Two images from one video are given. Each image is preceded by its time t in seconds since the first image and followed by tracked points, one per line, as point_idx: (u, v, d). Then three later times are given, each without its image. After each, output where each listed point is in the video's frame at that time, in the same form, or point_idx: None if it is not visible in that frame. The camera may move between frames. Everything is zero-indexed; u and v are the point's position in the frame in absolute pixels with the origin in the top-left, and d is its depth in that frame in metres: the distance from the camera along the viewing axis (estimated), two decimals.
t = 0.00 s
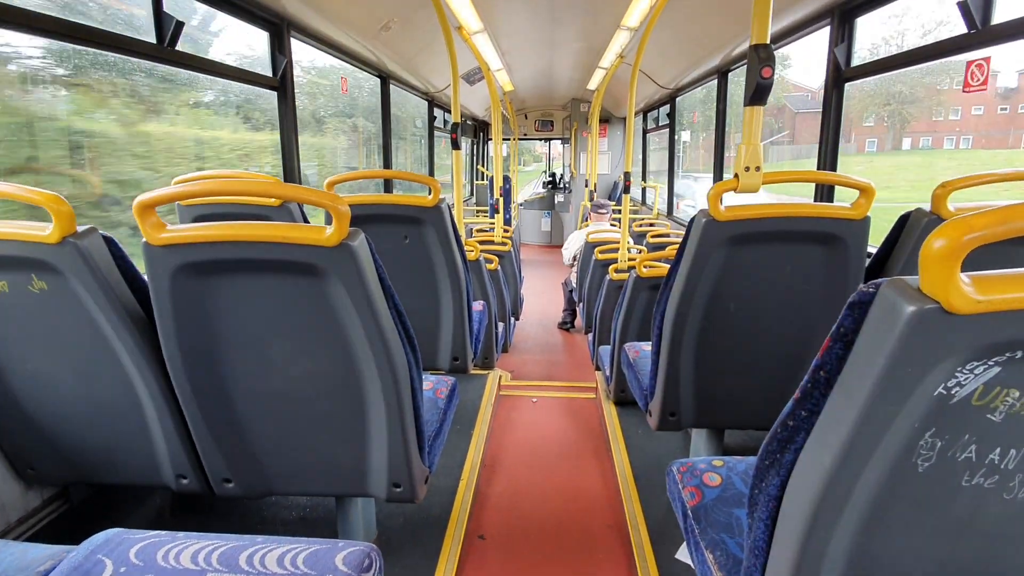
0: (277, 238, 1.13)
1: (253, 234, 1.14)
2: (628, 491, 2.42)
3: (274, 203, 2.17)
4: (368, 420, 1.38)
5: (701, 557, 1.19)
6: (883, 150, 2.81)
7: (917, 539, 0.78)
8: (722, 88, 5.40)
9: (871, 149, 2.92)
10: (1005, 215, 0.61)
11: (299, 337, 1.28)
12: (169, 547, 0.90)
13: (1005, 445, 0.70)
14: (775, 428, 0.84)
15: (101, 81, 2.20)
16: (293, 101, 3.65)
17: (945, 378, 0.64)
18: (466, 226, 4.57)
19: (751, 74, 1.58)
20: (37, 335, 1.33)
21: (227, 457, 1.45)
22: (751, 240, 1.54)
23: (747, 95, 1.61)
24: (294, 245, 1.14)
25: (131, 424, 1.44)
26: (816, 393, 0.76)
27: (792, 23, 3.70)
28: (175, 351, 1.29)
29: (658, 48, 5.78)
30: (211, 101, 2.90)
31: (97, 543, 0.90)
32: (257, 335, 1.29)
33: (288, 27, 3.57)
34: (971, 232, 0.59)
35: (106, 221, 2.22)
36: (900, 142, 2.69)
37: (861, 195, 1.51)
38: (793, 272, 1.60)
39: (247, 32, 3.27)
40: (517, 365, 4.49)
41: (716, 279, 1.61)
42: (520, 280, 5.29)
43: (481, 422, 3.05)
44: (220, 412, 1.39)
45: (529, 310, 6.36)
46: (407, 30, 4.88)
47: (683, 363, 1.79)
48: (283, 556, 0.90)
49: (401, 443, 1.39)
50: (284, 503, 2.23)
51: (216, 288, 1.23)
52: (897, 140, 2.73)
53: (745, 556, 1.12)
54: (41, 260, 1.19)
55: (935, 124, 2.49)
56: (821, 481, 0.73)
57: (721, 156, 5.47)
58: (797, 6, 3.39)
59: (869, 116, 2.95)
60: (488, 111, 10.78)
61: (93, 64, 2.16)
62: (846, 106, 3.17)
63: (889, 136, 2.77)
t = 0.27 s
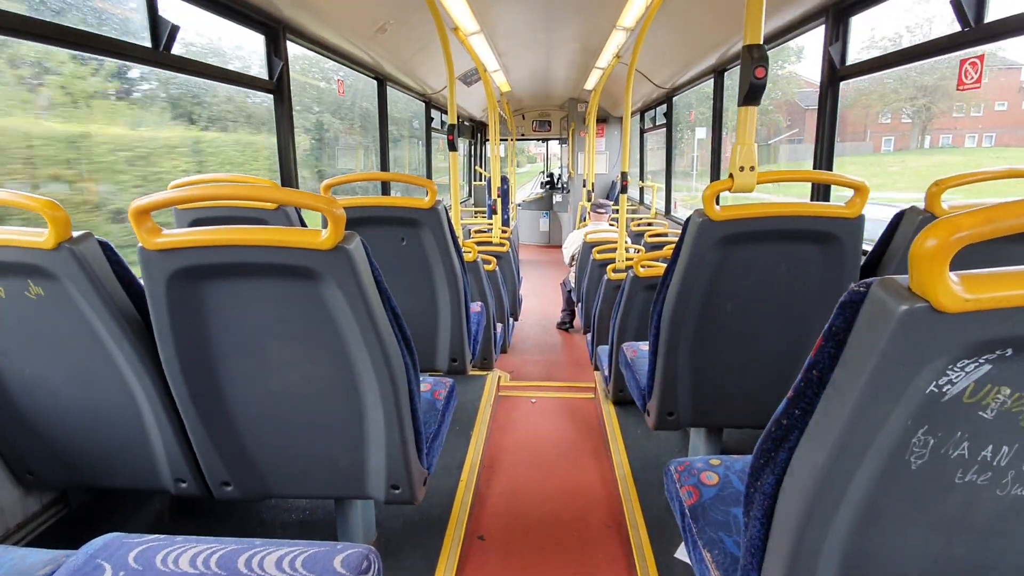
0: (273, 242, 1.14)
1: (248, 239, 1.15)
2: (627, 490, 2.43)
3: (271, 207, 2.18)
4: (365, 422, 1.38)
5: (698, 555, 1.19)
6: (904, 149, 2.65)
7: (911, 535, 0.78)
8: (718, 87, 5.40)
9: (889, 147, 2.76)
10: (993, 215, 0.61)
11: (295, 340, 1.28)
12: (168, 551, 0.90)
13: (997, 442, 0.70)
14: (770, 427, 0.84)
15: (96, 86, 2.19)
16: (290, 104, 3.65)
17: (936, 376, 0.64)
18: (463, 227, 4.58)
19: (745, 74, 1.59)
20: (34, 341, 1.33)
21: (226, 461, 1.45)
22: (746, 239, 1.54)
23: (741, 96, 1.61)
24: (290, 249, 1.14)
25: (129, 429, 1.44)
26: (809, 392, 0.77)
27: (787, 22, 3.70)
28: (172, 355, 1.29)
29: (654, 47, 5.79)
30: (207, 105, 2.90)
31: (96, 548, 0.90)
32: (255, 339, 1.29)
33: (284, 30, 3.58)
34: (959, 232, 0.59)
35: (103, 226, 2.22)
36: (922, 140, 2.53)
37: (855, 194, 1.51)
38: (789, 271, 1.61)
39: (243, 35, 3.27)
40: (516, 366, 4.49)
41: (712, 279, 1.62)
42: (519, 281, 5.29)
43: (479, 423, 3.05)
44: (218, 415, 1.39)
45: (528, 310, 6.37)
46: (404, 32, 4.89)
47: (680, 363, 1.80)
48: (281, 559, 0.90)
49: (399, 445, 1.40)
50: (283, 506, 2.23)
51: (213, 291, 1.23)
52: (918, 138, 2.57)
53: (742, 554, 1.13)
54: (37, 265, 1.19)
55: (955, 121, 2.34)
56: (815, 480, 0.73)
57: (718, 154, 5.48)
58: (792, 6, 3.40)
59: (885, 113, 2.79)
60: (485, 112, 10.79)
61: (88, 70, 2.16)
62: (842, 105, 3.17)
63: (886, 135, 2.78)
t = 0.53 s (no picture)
0: (275, 242, 1.14)
1: (249, 239, 1.15)
2: (629, 489, 2.43)
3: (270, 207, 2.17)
4: (367, 422, 1.38)
5: (702, 553, 1.19)
6: (930, 147, 2.50)
7: (914, 531, 0.78)
8: (717, 86, 5.40)
9: (911, 146, 2.61)
10: (996, 210, 0.61)
11: (297, 341, 1.28)
12: (172, 552, 0.90)
13: (1001, 438, 0.70)
14: (773, 423, 0.84)
15: (93, 87, 2.19)
16: (289, 105, 3.65)
17: (939, 372, 0.65)
18: (463, 226, 4.58)
19: (745, 72, 1.58)
20: (35, 343, 1.33)
21: (228, 462, 1.45)
22: (747, 237, 1.54)
23: (741, 93, 1.61)
24: (291, 249, 1.14)
25: (131, 431, 1.44)
26: (813, 389, 0.77)
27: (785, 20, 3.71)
28: (174, 356, 1.29)
29: (652, 46, 5.79)
30: (206, 106, 2.90)
31: (99, 549, 0.90)
32: (256, 339, 1.29)
33: (283, 31, 3.57)
34: (963, 227, 0.59)
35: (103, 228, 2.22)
36: (948, 138, 2.39)
37: (856, 191, 1.51)
38: (790, 269, 1.61)
39: (241, 36, 3.27)
40: (517, 366, 4.49)
41: (713, 277, 1.62)
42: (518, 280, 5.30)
43: (480, 423, 3.05)
44: (220, 417, 1.39)
45: (528, 310, 6.37)
46: (402, 32, 4.88)
47: (681, 361, 1.80)
48: (285, 560, 0.90)
49: (402, 445, 1.40)
50: (285, 507, 2.23)
51: (214, 292, 1.23)
52: (945, 135, 2.42)
53: (745, 551, 1.13)
54: (37, 267, 1.19)
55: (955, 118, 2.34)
56: (819, 477, 0.73)
57: (716, 153, 5.48)
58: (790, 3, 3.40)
59: (906, 109, 2.64)
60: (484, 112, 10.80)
61: (87, 71, 2.15)
62: (841, 102, 3.17)
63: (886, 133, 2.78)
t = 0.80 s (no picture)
0: (272, 244, 1.13)
1: (246, 242, 1.14)
2: (629, 490, 2.43)
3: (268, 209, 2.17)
4: (366, 424, 1.38)
5: (702, 554, 1.19)
6: (953, 146, 2.33)
7: (915, 531, 0.78)
8: (714, 86, 5.41)
9: (934, 145, 2.44)
10: (995, 210, 0.61)
11: (295, 343, 1.28)
12: (169, 555, 0.89)
13: (1001, 437, 0.70)
14: (772, 424, 0.84)
15: (90, 89, 2.18)
16: (286, 107, 3.65)
17: (939, 372, 0.64)
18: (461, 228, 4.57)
19: (743, 72, 1.58)
20: (32, 346, 1.32)
21: (226, 464, 1.45)
22: (745, 238, 1.54)
23: (738, 94, 1.61)
24: (289, 251, 1.14)
25: (128, 434, 1.44)
26: (812, 389, 0.77)
27: (783, 21, 3.71)
28: (171, 359, 1.29)
29: (650, 47, 5.79)
30: (204, 108, 2.89)
31: (96, 553, 0.89)
32: (254, 342, 1.28)
33: (280, 32, 3.57)
34: (962, 226, 0.59)
35: (99, 231, 2.21)
36: (975, 137, 2.22)
37: (854, 191, 1.51)
38: (788, 269, 1.61)
39: (239, 37, 3.26)
40: (515, 367, 4.48)
41: (712, 277, 1.62)
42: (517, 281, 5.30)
43: (479, 424, 3.04)
44: (217, 419, 1.38)
45: (526, 311, 6.37)
46: (399, 33, 4.88)
47: (680, 362, 1.80)
48: (283, 563, 0.90)
49: (401, 447, 1.39)
50: (284, 510, 2.22)
51: (212, 295, 1.23)
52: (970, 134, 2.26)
53: (745, 551, 1.13)
54: (33, 270, 1.19)
55: (951, 118, 2.34)
56: (819, 477, 0.73)
57: (714, 154, 5.48)
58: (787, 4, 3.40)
59: (931, 104, 2.45)
60: (481, 113, 10.80)
61: (84, 73, 2.15)
62: (838, 102, 3.18)
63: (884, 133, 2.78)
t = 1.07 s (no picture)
0: (266, 244, 1.13)
1: (241, 241, 1.14)
2: (625, 491, 2.42)
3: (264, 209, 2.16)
4: (362, 424, 1.37)
5: (698, 554, 1.19)
6: (988, 144, 2.18)
7: (909, 531, 0.78)
8: (711, 87, 5.41)
9: (965, 142, 2.28)
10: (989, 210, 0.61)
11: (290, 344, 1.27)
12: (163, 557, 0.89)
13: (995, 438, 0.70)
14: (768, 424, 0.84)
15: (84, 89, 2.17)
16: (283, 107, 3.64)
17: (933, 372, 0.64)
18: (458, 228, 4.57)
19: (739, 73, 1.58)
20: (25, 347, 1.32)
21: (221, 465, 1.44)
22: (741, 238, 1.54)
23: (735, 94, 1.61)
24: (283, 251, 1.13)
25: (122, 435, 1.43)
26: (807, 389, 0.76)
27: (779, 22, 3.72)
28: (165, 360, 1.28)
29: (647, 48, 5.80)
30: (200, 108, 2.89)
31: (89, 555, 0.89)
32: (249, 342, 1.28)
33: (276, 32, 3.56)
34: (955, 227, 0.59)
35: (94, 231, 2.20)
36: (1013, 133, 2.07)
37: (849, 192, 1.51)
38: (784, 269, 1.61)
39: (235, 37, 3.25)
40: (512, 367, 4.48)
41: (708, 278, 1.62)
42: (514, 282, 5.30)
43: (476, 425, 3.04)
44: (212, 420, 1.38)
45: (523, 311, 6.37)
46: (396, 33, 4.87)
47: (677, 362, 1.80)
48: (278, 565, 0.89)
49: (396, 447, 1.39)
50: (280, 511, 2.21)
51: (207, 295, 1.22)
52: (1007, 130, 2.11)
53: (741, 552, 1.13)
54: (26, 270, 1.18)
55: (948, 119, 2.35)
56: (814, 477, 0.73)
57: (711, 154, 5.49)
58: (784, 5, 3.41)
59: (961, 97, 2.29)
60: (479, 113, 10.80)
61: (79, 73, 2.14)
62: (834, 103, 3.19)
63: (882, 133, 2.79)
